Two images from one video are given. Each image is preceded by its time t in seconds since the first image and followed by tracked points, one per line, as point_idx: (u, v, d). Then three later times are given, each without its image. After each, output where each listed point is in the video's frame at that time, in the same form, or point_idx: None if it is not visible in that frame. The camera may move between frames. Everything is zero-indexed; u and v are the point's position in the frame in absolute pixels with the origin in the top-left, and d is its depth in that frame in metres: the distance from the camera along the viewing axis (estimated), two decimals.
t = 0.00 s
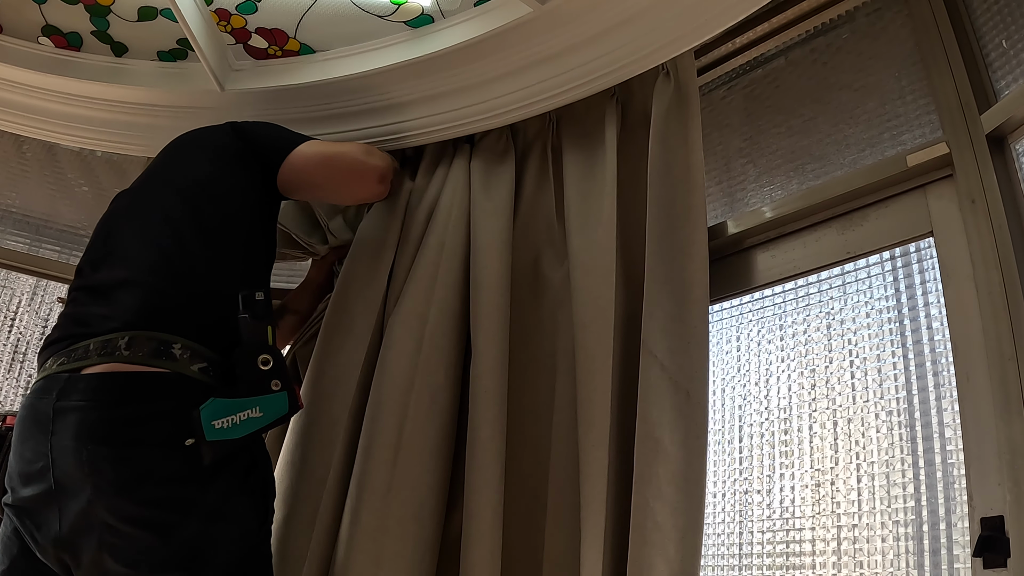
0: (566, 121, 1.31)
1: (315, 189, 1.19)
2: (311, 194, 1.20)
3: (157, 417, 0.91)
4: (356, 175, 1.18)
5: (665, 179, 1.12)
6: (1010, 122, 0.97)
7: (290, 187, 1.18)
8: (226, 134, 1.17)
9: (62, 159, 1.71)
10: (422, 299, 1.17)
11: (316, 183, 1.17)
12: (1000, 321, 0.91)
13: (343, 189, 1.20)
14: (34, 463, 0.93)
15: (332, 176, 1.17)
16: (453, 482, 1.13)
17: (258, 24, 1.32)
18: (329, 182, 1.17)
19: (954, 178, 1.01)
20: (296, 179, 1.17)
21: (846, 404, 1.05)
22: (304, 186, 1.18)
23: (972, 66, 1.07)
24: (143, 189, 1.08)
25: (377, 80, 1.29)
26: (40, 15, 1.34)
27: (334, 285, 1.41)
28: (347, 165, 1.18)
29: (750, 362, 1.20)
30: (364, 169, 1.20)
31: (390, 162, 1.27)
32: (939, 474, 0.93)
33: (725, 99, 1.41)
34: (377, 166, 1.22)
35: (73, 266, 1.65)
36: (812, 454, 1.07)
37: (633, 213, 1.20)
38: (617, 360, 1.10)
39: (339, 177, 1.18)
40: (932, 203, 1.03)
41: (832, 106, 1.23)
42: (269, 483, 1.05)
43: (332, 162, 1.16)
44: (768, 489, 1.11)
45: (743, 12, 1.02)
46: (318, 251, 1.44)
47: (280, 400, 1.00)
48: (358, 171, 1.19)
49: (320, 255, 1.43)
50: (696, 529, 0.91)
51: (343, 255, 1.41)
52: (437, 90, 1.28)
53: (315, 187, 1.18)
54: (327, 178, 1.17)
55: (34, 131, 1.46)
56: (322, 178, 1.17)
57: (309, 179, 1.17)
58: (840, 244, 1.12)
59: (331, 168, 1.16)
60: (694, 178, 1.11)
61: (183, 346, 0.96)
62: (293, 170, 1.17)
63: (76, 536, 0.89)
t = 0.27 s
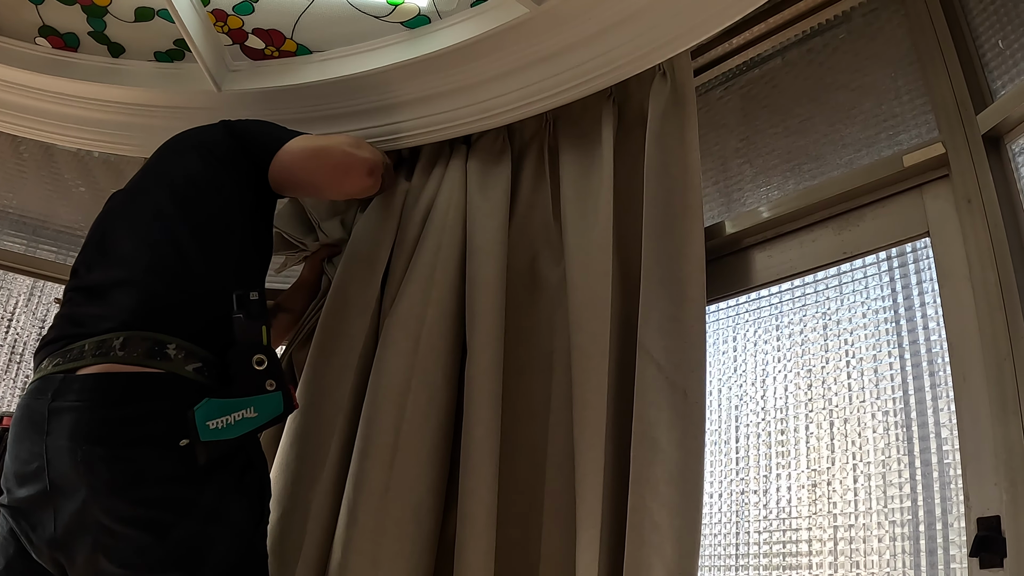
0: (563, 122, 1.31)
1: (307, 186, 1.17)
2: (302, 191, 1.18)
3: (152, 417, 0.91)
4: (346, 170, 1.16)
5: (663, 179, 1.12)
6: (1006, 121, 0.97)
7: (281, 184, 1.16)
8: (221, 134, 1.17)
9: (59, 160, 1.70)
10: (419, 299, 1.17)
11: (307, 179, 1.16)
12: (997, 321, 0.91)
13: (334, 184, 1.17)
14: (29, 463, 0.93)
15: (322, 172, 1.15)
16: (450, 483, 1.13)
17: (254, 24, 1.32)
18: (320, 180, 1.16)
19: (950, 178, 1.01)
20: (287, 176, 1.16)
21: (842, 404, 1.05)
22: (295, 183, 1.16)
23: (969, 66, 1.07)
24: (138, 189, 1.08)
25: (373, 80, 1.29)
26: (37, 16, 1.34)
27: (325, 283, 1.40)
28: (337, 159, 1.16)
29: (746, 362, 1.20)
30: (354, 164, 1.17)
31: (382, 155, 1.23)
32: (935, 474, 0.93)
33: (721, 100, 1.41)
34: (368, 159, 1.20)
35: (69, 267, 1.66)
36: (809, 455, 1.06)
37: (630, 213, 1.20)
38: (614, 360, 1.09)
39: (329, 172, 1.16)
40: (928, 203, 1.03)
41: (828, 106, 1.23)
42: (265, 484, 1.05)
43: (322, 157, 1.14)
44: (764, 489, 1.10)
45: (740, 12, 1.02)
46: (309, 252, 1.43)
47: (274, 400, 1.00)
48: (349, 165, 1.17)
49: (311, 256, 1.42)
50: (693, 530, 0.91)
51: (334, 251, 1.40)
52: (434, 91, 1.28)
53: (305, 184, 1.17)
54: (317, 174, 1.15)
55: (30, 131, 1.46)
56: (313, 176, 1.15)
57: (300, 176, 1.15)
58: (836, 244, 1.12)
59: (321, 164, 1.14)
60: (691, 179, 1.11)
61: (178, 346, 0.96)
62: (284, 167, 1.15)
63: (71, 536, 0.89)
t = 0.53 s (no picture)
0: (561, 123, 1.31)
1: (314, 187, 1.18)
2: (307, 193, 1.19)
3: (148, 419, 0.91)
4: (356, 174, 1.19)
5: (660, 181, 1.12)
6: (1003, 123, 0.97)
7: (287, 184, 1.17)
8: (218, 134, 1.17)
9: (56, 161, 1.72)
10: (416, 301, 1.17)
11: (315, 180, 1.17)
12: (994, 323, 0.91)
13: (342, 186, 1.19)
14: (25, 465, 0.92)
15: (333, 174, 1.17)
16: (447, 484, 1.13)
17: (251, 26, 1.32)
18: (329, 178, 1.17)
19: (947, 179, 1.01)
20: (293, 177, 1.16)
21: (840, 405, 1.05)
22: (301, 184, 1.17)
23: (965, 68, 1.07)
24: (135, 190, 1.08)
25: (370, 82, 1.29)
26: (35, 18, 1.34)
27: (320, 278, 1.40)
28: (349, 164, 1.18)
29: (743, 363, 1.20)
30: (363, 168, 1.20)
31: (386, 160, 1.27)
32: (932, 475, 0.93)
33: (718, 101, 1.41)
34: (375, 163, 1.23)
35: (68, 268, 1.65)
36: (806, 456, 1.06)
37: (628, 214, 1.20)
38: (612, 361, 1.09)
39: (339, 174, 1.18)
40: (925, 204, 1.03)
41: (825, 108, 1.23)
42: (261, 485, 1.04)
43: (334, 160, 1.16)
44: (761, 490, 1.10)
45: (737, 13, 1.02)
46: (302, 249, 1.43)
47: (271, 402, 0.99)
48: (357, 168, 1.20)
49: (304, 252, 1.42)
50: (691, 531, 0.91)
51: (326, 246, 1.39)
52: (431, 92, 1.28)
53: (313, 186, 1.18)
54: (327, 177, 1.17)
55: (27, 133, 1.46)
56: (321, 176, 1.17)
57: (308, 177, 1.17)
58: (833, 245, 1.12)
59: (331, 167, 1.16)
60: (689, 180, 1.11)
61: (174, 347, 0.96)
62: (289, 169, 1.16)
63: (67, 538, 0.88)
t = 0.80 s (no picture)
0: (559, 124, 1.31)
1: (315, 198, 1.19)
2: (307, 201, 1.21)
3: (142, 421, 0.91)
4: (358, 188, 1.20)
5: (658, 181, 1.12)
6: (999, 123, 0.97)
7: (289, 191, 1.19)
8: (213, 136, 1.16)
9: (52, 162, 1.71)
10: (414, 302, 1.16)
11: (317, 191, 1.18)
12: (990, 323, 0.90)
13: (341, 199, 1.21)
14: (21, 467, 0.92)
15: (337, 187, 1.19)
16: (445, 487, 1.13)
17: (247, 27, 1.32)
18: (330, 188, 1.18)
19: (943, 180, 1.01)
20: (295, 185, 1.18)
21: (836, 407, 1.05)
22: (302, 192, 1.19)
23: (961, 68, 1.07)
24: (131, 191, 1.07)
25: (366, 83, 1.29)
26: (30, 19, 1.34)
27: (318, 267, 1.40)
28: (352, 179, 1.20)
29: (739, 364, 1.19)
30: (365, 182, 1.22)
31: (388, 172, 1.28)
32: (928, 476, 0.93)
33: (714, 102, 1.41)
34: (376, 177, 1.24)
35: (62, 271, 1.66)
36: (802, 457, 1.06)
37: (626, 215, 1.20)
38: (610, 362, 1.09)
39: (339, 186, 1.19)
40: (921, 205, 1.03)
41: (821, 109, 1.23)
42: (255, 488, 1.04)
43: (339, 172, 1.18)
44: (757, 491, 1.10)
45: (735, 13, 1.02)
46: (298, 238, 1.42)
47: (265, 404, 0.99)
48: (359, 182, 1.21)
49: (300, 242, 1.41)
50: (688, 533, 0.91)
51: (321, 238, 1.39)
52: (428, 93, 1.28)
53: (314, 195, 1.19)
54: (329, 189, 1.18)
55: (23, 134, 1.46)
56: (321, 187, 1.18)
57: (311, 187, 1.18)
58: (829, 246, 1.12)
59: (333, 180, 1.18)
60: (687, 181, 1.11)
61: (168, 350, 0.95)
62: (294, 175, 1.17)
63: (62, 541, 0.88)
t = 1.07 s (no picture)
0: (558, 122, 1.30)
1: (315, 197, 1.19)
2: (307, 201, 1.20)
3: (138, 421, 0.90)
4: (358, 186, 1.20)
5: (657, 180, 1.12)
6: (997, 121, 0.97)
7: (288, 191, 1.18)
8: (210, 134, 1.16)
9: (48, 162, 1.71)
10: (412, 301, 1.16)
11: (315, 190, 1.18)
12: (989, 321, 0.90)
13: (341, 198, 1.20)
14: (17, 467, 0.92)
15: (336, 185, 1.18)
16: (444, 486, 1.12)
17: (244, 26, 1.32)
18: (329, 186, 1.18)
19: (941, 178, 1.01)
20: (294, 183, 1.17)
21: (834, 405, 1.04)
22: (301, 191, 1.18)
23: (959, 66, 1.07)
24: (128, 191, 1.07)
25: (363, 82, 1.29)
26: (27, 19, 1.34)
27: (318, 264, 1.40)
28: (351, 177, 1.19)
29: (737, 363, 1.19)
30: (364, 182, 1.21)
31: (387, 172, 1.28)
32: (927, 475, 0.92)
33: (711, 100, 1.40)
34: (376, 176, 1.24)
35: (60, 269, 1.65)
36: (800, 456, 1.06)
37: (625, 213, 1.20)
38: (609, 361, 1.09)
39: (339, 184, 1.18)
40: (920, 203, 1.02)
41: (819, 107, 1.23)
42: (253, 487, 1.03)
43: (338, 170, 1.17)
44: (755, 490, 1.10)
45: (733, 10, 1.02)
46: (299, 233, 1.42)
47: (261, 403, 0.99)
48: (359, 180, 1.21)
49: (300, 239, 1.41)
50: (688, 531, 0.90)
51: (319, 235, 1.39)
52: (425, 92, 1.27)
53: (314, 194, 1.19)
54: (328, 187, 1.18)
55: (20, 134, 1.45)
56: (320, 184, 1.17)
57: (310, 185, 1.17)
58: (827, 245, 1.11)
59: (332, 178, 1.17)
60: (686, 179, 1.11)
61: (165, 349, 0.95)
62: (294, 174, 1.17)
63: (59, 540, 0.88)
